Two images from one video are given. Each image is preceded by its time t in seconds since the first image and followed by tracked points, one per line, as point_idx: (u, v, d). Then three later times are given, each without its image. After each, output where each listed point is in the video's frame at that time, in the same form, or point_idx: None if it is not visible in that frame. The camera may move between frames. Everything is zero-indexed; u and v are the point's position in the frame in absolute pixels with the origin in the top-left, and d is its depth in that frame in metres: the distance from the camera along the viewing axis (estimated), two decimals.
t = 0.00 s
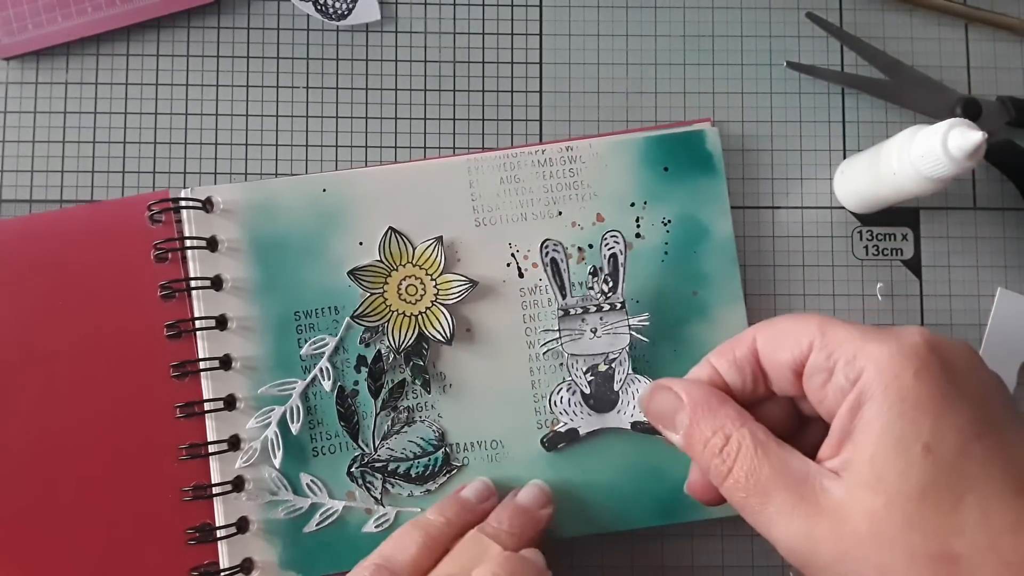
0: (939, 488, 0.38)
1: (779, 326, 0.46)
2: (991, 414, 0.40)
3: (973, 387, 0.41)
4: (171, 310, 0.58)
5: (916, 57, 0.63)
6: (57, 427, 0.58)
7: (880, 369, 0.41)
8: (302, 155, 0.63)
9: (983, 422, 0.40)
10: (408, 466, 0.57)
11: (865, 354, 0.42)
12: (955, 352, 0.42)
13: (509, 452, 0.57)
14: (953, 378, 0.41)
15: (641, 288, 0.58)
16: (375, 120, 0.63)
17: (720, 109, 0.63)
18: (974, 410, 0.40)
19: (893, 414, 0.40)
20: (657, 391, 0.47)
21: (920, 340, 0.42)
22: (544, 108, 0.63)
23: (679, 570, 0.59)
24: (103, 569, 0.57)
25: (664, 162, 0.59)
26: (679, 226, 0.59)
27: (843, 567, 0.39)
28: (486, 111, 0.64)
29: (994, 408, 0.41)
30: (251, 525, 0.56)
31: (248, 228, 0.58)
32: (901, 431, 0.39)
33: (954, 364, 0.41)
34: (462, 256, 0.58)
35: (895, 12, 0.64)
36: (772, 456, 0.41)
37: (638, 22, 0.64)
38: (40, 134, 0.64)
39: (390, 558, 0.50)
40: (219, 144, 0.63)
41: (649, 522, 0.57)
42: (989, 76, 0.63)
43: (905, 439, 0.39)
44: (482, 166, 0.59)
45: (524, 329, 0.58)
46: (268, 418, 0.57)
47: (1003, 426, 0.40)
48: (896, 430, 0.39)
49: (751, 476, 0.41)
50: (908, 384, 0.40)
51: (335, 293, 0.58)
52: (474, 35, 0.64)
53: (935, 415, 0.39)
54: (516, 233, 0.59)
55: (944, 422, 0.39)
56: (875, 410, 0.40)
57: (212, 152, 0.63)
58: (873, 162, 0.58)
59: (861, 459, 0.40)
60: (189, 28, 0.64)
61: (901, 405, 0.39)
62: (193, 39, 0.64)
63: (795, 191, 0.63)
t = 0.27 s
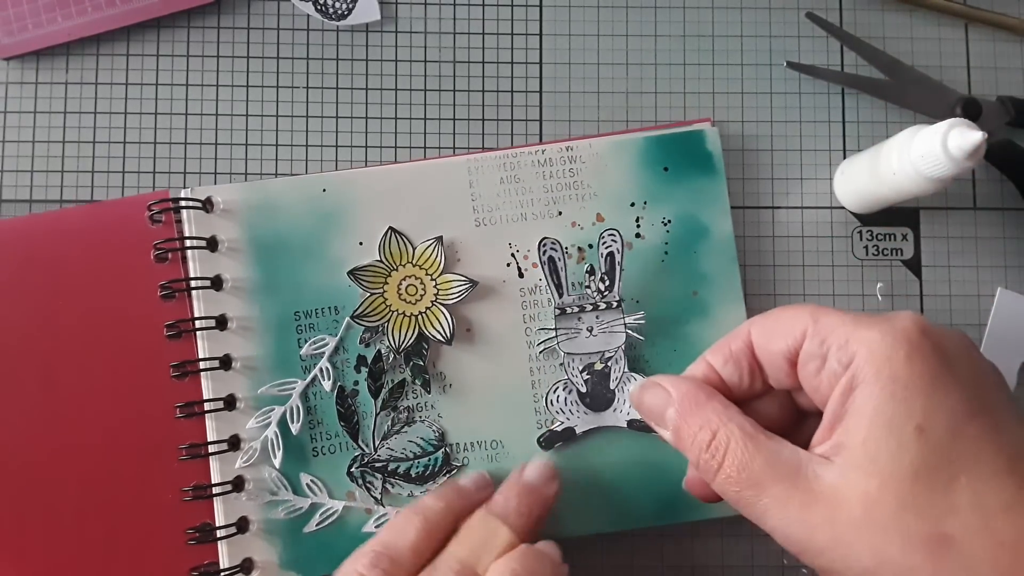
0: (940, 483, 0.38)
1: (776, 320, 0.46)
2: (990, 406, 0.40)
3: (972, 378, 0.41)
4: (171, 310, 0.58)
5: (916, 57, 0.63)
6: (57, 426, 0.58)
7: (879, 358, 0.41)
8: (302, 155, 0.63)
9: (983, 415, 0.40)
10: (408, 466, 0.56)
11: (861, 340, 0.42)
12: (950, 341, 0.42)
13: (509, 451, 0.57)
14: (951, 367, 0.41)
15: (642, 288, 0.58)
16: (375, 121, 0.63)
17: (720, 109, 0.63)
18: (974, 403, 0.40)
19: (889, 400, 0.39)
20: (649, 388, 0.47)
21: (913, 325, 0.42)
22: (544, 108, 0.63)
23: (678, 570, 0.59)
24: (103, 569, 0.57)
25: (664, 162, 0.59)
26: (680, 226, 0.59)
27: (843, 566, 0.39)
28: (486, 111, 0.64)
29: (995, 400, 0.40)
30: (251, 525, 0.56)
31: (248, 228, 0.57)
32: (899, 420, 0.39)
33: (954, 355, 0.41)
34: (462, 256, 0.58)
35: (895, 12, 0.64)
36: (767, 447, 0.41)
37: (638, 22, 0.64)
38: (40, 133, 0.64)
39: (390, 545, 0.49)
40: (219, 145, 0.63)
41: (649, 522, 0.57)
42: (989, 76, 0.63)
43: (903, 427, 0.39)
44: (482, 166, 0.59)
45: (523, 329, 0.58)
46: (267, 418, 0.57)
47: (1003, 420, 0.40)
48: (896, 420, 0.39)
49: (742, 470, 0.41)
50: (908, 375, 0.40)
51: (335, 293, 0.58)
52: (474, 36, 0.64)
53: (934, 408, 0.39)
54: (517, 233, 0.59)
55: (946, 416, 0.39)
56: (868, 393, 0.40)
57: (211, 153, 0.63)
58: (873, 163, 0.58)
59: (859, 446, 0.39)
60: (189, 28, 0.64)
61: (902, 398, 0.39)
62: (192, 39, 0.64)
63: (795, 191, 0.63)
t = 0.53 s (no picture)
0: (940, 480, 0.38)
1: (775, 315, 0.46)
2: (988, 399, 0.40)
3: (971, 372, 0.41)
4: (170, 310, 0.58)
5: (916, 57, 0.63)
6: (57, 427, 0.58)
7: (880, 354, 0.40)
8: (302, 155, 0.63)
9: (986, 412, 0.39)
10: (408, 466, 0.56)
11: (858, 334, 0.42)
12: (948, 334, 0.42)
13: (508, 451, 0.57)
14: (947, 358, 0.41)
15: (642, 288, 0.58)
16: (375, 121, 0.63)
17: (720, 109, 0.63)
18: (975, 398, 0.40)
19: (886, 389, 0.39)
20: (644, 387, 0.46)
21: (909, 318, 0.42)
22: (544, 108, 0.63)
23: (678, 569, 0.59)
24: (102, 568, 0.57)
25: (664, 162, 0.59)
26: (680, 226, 0.59)
27: (843, 563, 0.39)
28: (486, 111, 0.64)
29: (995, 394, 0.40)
30: (251, 525, 0.56)
31: (248, 228, 0.57)
32: (897, 412, 0.39)
33: (953, 350, 0.41)
34: (462, 256, 0.58)
35: (895, 12, 0.64)
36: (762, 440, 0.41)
37: (638, 22, 0.64)
38: (40, 133, 0.64)
39: (384, 532, 0.49)
40: (219, 145, 0.63)
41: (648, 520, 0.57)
42: (989, 75, 0.63)
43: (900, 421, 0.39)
44: (482, 165, 0.59)
45: (523, 328, 0.58)
46: (267, 418, 0.57)
47: (1003, 415, 0.40)
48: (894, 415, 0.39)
49: (742, 468, 0.41)
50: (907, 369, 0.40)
51: (335, 293, 0.58)
52: (474, 36, 0.64)
53: (933, 401, 0.39)
54: (517, 233, 0.59)
55: (944, 411, 0.39)
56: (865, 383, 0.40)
57: (211, 153, 0.63)
58: (873, 162, 0.58)
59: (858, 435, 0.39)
60: (189, 28, 0.64)
61: (901, 391, 0.39)
62: (192, 39, 0.64)
63: (795, 191, 0.63)
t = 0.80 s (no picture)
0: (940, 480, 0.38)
1: (774, 314, 0.46)
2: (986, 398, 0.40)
3: (970, 371, 0.41)
4: (170, 310, 0.58)
5: (916, 57, 0.63)
6: (57, 427, 0.58)
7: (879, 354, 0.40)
8: (302, 154, 0.63)
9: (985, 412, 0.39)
10: (408, 466, 0.56)
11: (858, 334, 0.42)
12: (947, 334, 0.42)
13: (508, 450, 0.57)
14: (946, 358, 0.41)
15: (642, 288, 0.58)
16: (375, 121, 0.63)
17: (720, 109, 0.63)
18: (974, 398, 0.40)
19: (885, 391, 0.39)
20: (640, 386, 0.47)
21: (907, 317, 0.42)
22: (544, 108, 0.63)
23: (678, 569, 0.59)
24: (102, 567, 0.57)
25: (664, 162, 0.59)
26: (680, 226, 0.59)
27: (839, 561, 0.39)
28: (486, 111, 0.64)
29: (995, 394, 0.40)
30: (251, 525, 0.56)
31: (248, 228, 0.58)
32: (897, 413, 0.39)
33: (951, 349, 0.41)
34: (461, 257, 0.58)
35: (895, 12, 0.64)
36: (761, 440, 0.41)
37: (638, 22, 0.64)
38: (40, 133, 0.64)
39: (390, 532, 0.49)
40: (219, 145, 0.63)
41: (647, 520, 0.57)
42: (989, 76, 0.63)
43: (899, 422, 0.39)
44: (482, 165, 0.59)
45: (523, 328, 0.58)
46: (267, 417, 0.57)
47: (1000, 413, 0.40)
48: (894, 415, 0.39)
49: (740, 467, 0.41)
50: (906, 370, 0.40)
51: (335, 293, 0.58)
52: (474, 35, 0.64)
53: (934, 403, 0.39)
54: (517, 233, 0.59)
55: (945, 412, 0.39)
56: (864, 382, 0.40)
57: (211, 153, 0.63)
58: (873, 162, 0.58)
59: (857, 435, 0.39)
60: (189, 28, 0.64)
61: (901, 393, 0.39)
62: (192, 39, 0.64)
63: (795, 192, 0.63)
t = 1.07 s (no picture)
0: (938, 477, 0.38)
1: (774, 309, 0.46)
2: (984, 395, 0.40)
3: (969, 368, 0.41)
4: (170, 308, 0.58)
5: (916, 57, 0.63)
6: (56, 424, 0.58)
7: (878, 351, 0.40)
8: (302, 155, 0.63)
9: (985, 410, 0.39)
10: (408, 463, 0.56)
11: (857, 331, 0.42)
12: (947, 330, 0.42)
13: (507, 448, 0.57)
14: (946, 354, 0.41)
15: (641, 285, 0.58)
16: (375, 121, 0.63)
17: (720, 109, 0.63)
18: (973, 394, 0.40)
19: (885, 386, 0.39)
20: (637, 379, 0.47)
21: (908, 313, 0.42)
22: (544, 108, 0.63)
23: (678, 570, 0.59)
24: (100, 565, 0.57)
25: (663, 159, 0.59)
26: (679, 222, 0.59)
27: (835, 555, 0.39)
28: (486, 111, 0.64)
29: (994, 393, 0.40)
30: (251, 522, 0.56)
31: (248, 225, 0.58)
32: (893, 407, 0.39)
33: (951, 345, 0.41)
34: (461, 255, 0.58)
35: (895, 11, 0.64)
36: (759, 432, 0.40)
37: (638, 22, 0.64)
38: (39, 133, 0.64)
39: (392, 531, 0.50)
40: (219, 145, 0.63)
41: (647, 518, 0.57)
42: (989, 75, 0.63)
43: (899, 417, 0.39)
44: (481, 163, 0.59)
45: (522, 325, 0.58)
46: (266, 414, 0.57)
47: (998, 411, 0.40)
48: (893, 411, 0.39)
49: (736, 459, 0.41)
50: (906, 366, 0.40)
51: (334, 290, 0.58)
52: (474, 36, 0.64)
53: (931, 398, 0.39)
54: (517, 232, 0.59)
55: (945, 409, 0.39)
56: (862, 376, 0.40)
57: (211, 153, 0.63)
58: (873, 161, 0.58)
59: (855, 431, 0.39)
60: (189, 28, 0.64)
61: (901, 388, 0.39)
62: (193, 39, 0.64)
63: (795, 191, 0.63)
